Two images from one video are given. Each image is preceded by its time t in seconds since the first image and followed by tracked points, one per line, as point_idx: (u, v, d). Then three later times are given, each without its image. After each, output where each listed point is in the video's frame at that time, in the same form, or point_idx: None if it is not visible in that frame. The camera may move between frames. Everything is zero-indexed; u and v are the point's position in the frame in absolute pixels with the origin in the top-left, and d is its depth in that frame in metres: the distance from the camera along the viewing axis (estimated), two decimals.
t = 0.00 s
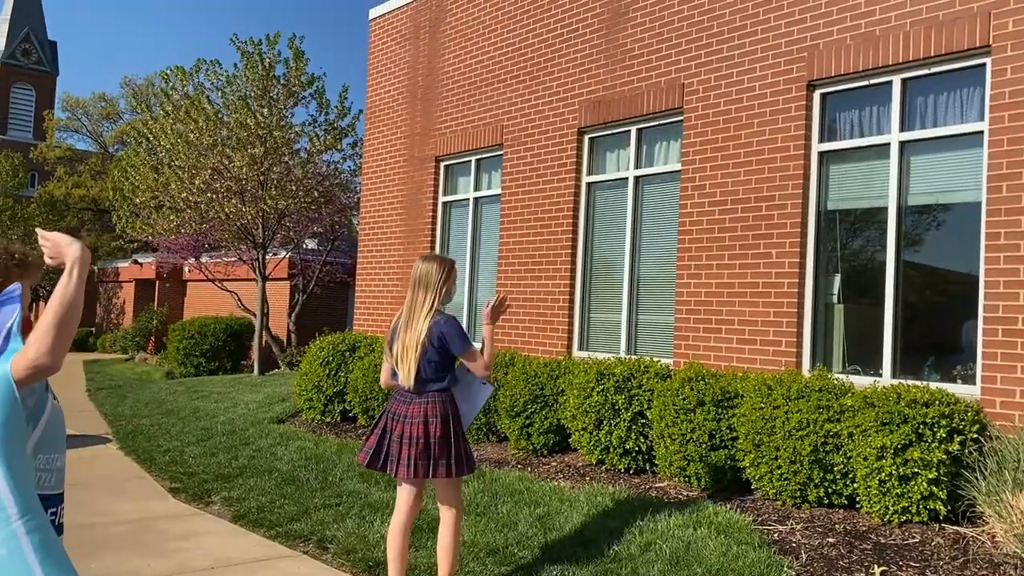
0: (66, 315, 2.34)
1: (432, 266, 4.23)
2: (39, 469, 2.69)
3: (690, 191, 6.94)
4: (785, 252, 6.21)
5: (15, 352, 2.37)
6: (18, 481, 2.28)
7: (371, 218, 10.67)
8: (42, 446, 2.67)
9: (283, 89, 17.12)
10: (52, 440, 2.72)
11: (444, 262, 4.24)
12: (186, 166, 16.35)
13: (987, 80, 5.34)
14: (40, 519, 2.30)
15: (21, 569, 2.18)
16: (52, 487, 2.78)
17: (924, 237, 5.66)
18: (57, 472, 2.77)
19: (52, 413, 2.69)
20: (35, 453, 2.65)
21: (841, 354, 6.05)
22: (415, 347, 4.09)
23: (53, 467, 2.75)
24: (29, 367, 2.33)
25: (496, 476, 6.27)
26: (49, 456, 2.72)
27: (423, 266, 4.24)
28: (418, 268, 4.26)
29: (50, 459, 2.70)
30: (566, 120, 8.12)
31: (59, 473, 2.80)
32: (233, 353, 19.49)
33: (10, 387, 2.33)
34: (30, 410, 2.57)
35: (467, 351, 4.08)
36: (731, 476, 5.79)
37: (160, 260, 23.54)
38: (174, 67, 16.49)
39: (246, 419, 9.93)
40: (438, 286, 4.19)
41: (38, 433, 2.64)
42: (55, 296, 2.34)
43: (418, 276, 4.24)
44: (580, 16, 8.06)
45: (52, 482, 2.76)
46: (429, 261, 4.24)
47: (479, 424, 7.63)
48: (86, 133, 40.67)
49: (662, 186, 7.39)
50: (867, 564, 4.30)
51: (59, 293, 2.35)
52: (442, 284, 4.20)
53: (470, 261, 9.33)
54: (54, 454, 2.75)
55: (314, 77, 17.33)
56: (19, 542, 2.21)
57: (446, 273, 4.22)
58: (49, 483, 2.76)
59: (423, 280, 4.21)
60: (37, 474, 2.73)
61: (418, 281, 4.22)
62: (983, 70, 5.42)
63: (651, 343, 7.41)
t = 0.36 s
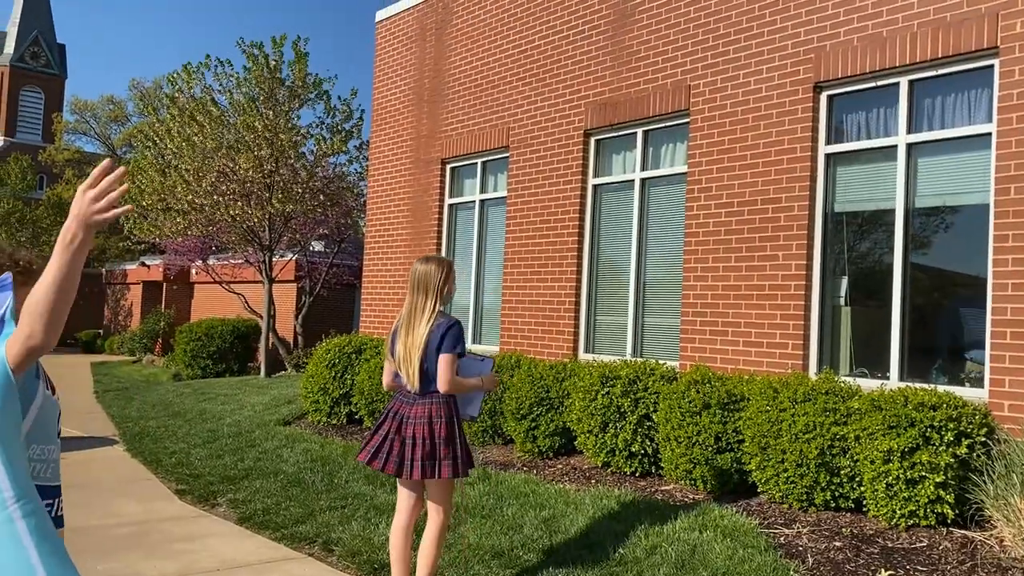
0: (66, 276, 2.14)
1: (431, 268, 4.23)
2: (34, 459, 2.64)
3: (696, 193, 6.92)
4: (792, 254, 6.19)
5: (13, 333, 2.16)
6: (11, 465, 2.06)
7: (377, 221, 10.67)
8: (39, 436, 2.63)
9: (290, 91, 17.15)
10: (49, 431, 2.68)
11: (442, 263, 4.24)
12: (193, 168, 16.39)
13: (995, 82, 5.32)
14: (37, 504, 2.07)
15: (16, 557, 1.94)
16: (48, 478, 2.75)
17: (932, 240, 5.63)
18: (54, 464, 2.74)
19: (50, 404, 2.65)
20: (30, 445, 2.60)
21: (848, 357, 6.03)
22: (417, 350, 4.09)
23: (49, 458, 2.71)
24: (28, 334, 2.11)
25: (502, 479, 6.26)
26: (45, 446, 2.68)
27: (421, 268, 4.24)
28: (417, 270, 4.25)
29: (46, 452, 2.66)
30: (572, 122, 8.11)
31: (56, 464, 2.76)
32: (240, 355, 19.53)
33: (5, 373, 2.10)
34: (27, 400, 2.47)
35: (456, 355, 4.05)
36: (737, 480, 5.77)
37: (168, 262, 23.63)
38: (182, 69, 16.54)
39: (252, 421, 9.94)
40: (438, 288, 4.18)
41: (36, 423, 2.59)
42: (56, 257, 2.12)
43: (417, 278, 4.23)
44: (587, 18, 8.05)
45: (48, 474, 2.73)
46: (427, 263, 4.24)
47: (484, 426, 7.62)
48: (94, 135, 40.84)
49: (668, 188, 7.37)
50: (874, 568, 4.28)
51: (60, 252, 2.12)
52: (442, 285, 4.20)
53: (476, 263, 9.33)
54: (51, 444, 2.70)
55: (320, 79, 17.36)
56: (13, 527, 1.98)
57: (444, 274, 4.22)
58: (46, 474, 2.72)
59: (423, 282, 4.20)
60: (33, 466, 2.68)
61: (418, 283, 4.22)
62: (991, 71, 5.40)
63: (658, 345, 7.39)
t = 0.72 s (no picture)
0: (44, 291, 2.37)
1: (434, 267, 4.21)
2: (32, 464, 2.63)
3: (699, 192, 6.91)
4: (796, 254, 6.17)
5: None
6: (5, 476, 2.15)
7: (380, 220, 10.67)
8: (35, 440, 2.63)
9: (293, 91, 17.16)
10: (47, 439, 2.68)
11: (446, 262, 4.23)
12: (195, 168, 16.38)
13: (1000, 80, 5.30)
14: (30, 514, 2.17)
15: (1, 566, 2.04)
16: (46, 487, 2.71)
17: (936, 239, 5.62)
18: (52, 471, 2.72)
19: (46, 410, 2.68)
20: (24, 446, 2.59)
21: (852, 356, 6.01)
22: (419, 349, 4.09)
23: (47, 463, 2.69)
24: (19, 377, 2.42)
25: (505, 478, 6.25)
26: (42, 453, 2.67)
27: (425, 267, 4.23)
28: (420, 269, 4.24)
29: (42, 455, 2.64)
30: (575, 121, 8.10)
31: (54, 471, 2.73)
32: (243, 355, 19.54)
33: None
34: (16, 400, 2.52)
35: (465, 356, 4.07)
36: (740, 479, 5.76)
37: (171, 262, 23.66)
38: (185, 69, 16.56)
39: (255, 420, 9.94)
40: (441, 287, 4.18)
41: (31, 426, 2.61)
42: (38, 280, 2.37)
43: (420, 277, 4.22)
44: (590, 17, 8.04)
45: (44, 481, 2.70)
46: (430, 262, 4.22)
47: (487, 426, 7.62)
48: (98, 136, 40.91)
49: (671, 187, 7.36)
50: (878, 568, 4.26)
51: (41, 274, 2.37)
52: (445, 285, 4.19)
53: (479, 262, 9.32)
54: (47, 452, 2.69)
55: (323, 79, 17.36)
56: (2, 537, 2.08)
57: (450, 274, 4.22)
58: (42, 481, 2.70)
59: (426, 281, 4.19)
60: (31, 472, 2.66)
61: (420, 283, 4.21)
62: (996, 70, 5.38)
63: (661, 345, 7.38)
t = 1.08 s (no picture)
0: None
1: (434, 265, 4.20)
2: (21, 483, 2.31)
3: (700, 189, 6.89)
4: (797, 250, 6.16)
5: None
6: None
7: (380, 217, 10.65)
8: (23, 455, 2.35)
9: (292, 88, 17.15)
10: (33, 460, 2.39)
11: (447, 260, 4.22)
12: (195, 166, 16.33)
13: (1001, 76, 5.29)
14: None
15: None
16: (34, 519, 2.34)
17: (937, 236, 5.61)
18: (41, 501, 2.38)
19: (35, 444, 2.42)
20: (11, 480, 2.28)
21: (853, 353, 6.01)
22: (418, 347, 4.07)
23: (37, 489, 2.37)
24: None
25: (506, 475, 6.25)
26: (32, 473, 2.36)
27: (425, 265, 4.21)
28: (420, 267, 4.23)
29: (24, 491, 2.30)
30: (576, 118, 8.09)
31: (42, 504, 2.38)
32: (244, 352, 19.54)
33: None
34: None
35: (464, 354, 4.07)
36: (741, 476, 5.75)
37: (172, 260, 23.66)
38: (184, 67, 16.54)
39: (256, 418, 9.94)
40: (441, 285, 4.16)
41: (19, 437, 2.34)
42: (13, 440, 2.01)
43: (420, 275, 4.21)
44: (591, 13, 8.02)
45: (35, 512, 2.34)
46: (430, 260, 4.21)
47: (488, 423, 7.62)
48: (99, 133, 40.91)
49: (672, 184, 7.34)
50: (880, 565, 4.25)
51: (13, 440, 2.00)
52: (445, 283, 4.18)
53: (479, 259, 9.31)
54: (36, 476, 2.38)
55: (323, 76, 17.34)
56: None
57: (450, 271, 4.21)
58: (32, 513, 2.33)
59: (425, 279, 4.18)
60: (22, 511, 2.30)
61: (420, 281, 4.20)
62: (997, 65, 5.36)
63: (662, 342, 7.37)
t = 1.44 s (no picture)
0: None
1: (433, 261, 4.19)
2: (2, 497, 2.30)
3: (699, 184, 6.88)
4: (796, 246, 6.15)
5: None
6: None
7: (379, 213, 10.64)
8: (6, 470, 2.33)
9: (290, 84, 17.11)
10: (20, 472, 2.38)
11: (447, 256, 4.22)
12: (193, 162, 16.29)
13: (1001, 71, 5.28)
14: None
15: None
16: (20, 531, 2.35)
17: (936, 231, 5.60)
18: (26, 514, 2.37)
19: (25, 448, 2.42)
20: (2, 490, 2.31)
21: (852, 348, 6.00)
22: (417, 342, 4.05)
23: (21, 503, 2.36)
24: None
25: (506, 471, 6.25)
26: (16, 487, 2.36)
27: (423, 261, 4.20)
28: (418, 263, 4.22)
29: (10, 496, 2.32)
30: (575, 114, 8.08)
31: (29, 514, 2.38)
32: (243, 348, 19.53)
33: None
34: None
35: (461, 350, 4.04)
36: (740, 472, 5.76)
37: (171, 256, 23.65)
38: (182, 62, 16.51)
39: (255, 414, 9.93)
40: (439, 281, 4.16)
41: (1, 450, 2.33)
42: None
43: (418, 270, 4.20)
44: (590, 8, 8.00)
45: (20, 525, 2.34)
46: (429, 256, 4.21)
47: (487, 419, 7.62)
48: (97, 129, 40.81)
49: (671, 179, 7.33)
50: (879, 560, 4.26)
51: None
52: (443, 278, 4.17)
53: (479, 255, 9.30)
54: (21, 490, 2.37)
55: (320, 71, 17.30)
56: None
57: (450, 268, 4.21)
58: (16, 526, 2.34)
59: (424, 275, 4.17)
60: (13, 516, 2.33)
61: (418, 277, 4.19)
62: (998, 60, 5.35)
63: (661, 338, 7.37)
